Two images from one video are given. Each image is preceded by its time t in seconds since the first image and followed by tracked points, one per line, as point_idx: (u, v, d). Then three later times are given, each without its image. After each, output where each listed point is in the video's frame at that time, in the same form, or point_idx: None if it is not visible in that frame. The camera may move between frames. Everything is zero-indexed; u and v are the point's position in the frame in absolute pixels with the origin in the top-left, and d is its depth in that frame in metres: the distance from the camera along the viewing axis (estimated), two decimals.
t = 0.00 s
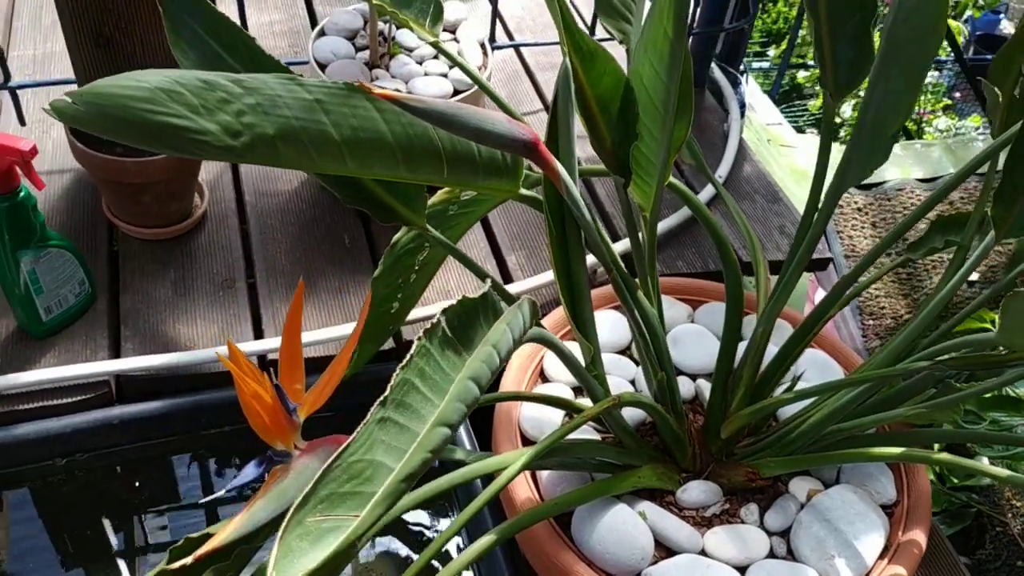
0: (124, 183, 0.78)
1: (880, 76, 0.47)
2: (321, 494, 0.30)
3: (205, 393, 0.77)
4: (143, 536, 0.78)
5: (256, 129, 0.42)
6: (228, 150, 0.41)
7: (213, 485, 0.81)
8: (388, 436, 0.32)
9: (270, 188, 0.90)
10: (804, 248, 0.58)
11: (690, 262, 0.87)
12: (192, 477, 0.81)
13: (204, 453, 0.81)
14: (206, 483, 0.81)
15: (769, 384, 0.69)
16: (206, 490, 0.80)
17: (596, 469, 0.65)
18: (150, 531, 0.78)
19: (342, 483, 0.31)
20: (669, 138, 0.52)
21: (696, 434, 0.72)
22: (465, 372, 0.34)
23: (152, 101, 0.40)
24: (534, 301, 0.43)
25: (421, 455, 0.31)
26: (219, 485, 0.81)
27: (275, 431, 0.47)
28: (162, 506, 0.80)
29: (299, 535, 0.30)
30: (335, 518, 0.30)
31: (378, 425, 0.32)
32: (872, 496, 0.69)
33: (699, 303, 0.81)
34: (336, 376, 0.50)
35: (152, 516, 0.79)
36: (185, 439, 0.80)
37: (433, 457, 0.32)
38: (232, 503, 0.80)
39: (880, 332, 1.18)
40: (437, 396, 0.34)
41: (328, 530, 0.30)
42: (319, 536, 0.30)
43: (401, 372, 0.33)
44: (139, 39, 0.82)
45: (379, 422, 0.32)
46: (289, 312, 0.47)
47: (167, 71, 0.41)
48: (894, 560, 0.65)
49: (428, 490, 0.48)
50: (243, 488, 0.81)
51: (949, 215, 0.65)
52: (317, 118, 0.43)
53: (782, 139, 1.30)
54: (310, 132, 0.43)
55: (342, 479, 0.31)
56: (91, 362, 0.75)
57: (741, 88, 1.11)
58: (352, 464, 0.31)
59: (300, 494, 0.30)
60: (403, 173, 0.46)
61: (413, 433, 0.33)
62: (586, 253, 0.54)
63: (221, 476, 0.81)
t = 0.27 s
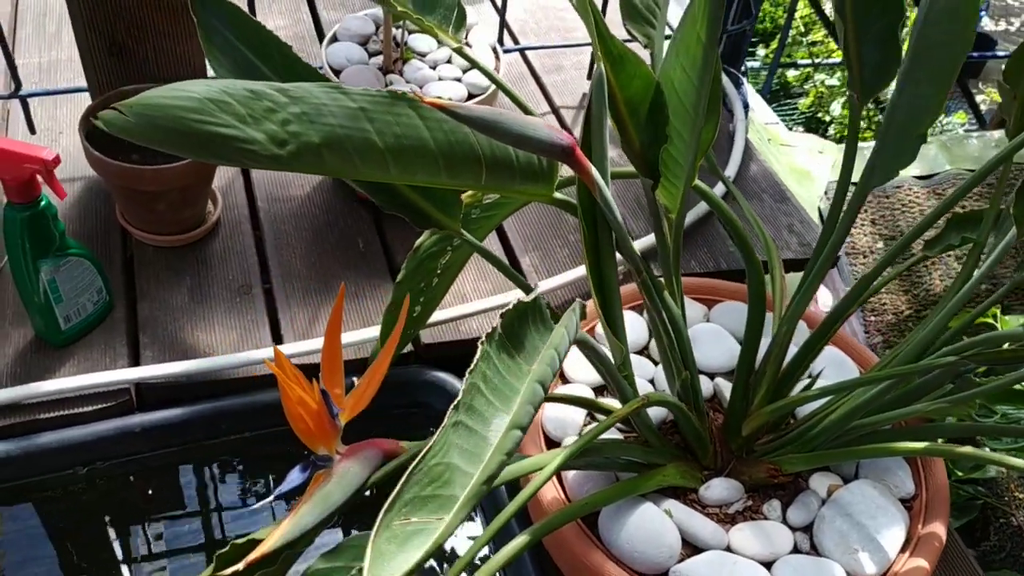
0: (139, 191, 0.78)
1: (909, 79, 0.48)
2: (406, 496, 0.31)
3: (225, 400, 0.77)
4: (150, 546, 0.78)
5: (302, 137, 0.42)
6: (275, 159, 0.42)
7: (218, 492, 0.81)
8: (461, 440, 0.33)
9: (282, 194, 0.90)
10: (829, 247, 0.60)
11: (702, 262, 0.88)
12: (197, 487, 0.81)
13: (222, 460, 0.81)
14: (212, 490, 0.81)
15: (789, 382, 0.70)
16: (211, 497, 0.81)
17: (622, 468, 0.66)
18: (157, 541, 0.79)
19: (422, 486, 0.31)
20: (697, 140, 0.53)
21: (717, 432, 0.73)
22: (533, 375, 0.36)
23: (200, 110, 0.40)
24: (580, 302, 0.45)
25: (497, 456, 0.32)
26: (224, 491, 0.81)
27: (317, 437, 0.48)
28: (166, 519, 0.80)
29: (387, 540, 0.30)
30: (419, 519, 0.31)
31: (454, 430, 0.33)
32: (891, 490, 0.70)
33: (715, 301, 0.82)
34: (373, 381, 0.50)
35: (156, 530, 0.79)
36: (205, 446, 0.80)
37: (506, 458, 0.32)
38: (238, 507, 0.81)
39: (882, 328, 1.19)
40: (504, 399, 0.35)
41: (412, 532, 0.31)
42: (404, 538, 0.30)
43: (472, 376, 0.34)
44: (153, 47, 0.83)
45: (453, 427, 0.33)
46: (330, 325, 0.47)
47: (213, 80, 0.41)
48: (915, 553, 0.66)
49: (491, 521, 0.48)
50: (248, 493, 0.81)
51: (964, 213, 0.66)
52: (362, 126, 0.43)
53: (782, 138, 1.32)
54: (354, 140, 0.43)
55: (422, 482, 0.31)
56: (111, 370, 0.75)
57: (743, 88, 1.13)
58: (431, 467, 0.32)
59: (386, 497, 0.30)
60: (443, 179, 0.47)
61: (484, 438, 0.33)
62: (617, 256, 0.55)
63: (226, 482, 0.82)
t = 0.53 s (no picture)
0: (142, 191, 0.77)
1: (914, 71, 0.49)
2: (449, 487, 0.32)
3: (233, 398, 0.77)
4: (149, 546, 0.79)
5: (323, 135, 0.42)
6: (296, 157, 0.42)
7: (217, 492, 0.82)
8: (498, 430, 0.34)
9: (283, 192, 0.91)
10: (835, 237, 0.61)
11: (702, 253, 0.89)
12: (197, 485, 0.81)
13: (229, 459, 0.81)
14: (211, 490, 0.82)
15: (793, 370, 0.70)
16: (210, 497, 0.82)
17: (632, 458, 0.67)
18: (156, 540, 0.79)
19: (463, 477, 0.32)
20: (706, 132, 0.54)
21: (723, 420, 0.74)
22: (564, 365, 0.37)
23: (222, 110, 0.40)
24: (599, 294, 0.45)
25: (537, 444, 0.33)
26: (223, 491, 0.82)
27: (338, 432, 0.48)
28: (164, 517, 0.80)
29: (433, 528, 0.32)
30: (461, 509, 0.32)
31: (491, 420, 0.34)
32: (895, 474, 0.71)
33: (716, 292, 0.83)
34: (392, 376, 0.50)
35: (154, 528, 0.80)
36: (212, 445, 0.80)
37: (543, 447, 0.33)
38: (236, 508, 0.82)
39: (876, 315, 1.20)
40: (537, 389, 0.36)
41: (458, 522, 0.32)
42: (451, 527, 0.32)
43: (506, 366, 0.35)
44: (152, 47, 0.83)
45: (491, 416, 0.34)
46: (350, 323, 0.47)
47: (234, 79, 0.41)
48: (921, 536, 0.67)
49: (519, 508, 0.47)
50: (246, 494, 0.82)
51: (964, 200, 0.67)
52: (381, 123, 0.44)
53: (774, 130, 1.33)
54: (373, 137, 0.44)
55: (465, 473, 0.32)
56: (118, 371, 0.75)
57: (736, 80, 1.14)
58: (472, 457, 0.33)
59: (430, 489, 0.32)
60: (460, 174, 0.48)
61: (520, 428, 0.34)
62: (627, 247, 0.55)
63: (225, 483, 0.82)
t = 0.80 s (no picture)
0: (143, 188, 0.77)
1: (917, 63, 0.50)
2: (476, 478, 0.32)
3: (238, 394, 0.78)
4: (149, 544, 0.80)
5: (335, 131, 0.43)
6: (308, 153, 0.42)
7: (217, 489, 0.82)
8: (522, 422, 0.34)
9: (284, 188, 0.91)
10: (837, 228, 0.62)
11: (702, 245, 0.89)
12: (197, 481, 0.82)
13: (234, 455, 0.82)
14: (212, 486, 0.82)
15: (796, 360, 0.71)
16: (210, 493, 0.82)
17: (637, 449, 0.67)
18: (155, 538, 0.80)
19: (490, 468, 0.33)
20: (711, 124, 0.54)
21: (726, 410, 0.75)
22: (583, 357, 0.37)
23: (237, 107, 0.41)
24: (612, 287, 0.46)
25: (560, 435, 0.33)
26: (223, 487, 0.82)
27: (352, 425, 0.48)
28: (163, 515, 0.81)
29: (462, 519, 0.32)
30: (490, 499, 0.33)
31: (514, 411, 0.34)
32: (897, 462, 0.72)
33: (717, 283, 0.83)
34: (403, 369, 0.51)
35: (154, 527, 0.81)
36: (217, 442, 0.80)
37: (566, 438, 0.34)
38: (236, 504, 0.82)
39: (871, 305, 1.21)
40: (557, 383, 0.36)
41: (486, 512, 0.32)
42: (479, 517, 0.32)
43: (527, 360, 0.35)
44: (152, 44, 0.83)
45: (516, 408, 0.34)
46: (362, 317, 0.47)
47: (247, 76, 0.41)
48: (924, 522, 0.68)
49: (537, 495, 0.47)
50: (246, 490, 0.83)
51: (963, 189, 0.68)
52: (393, 119, 0.44)
53: (768, 121, 1.34)
54: (386, 133, 0.44)
55: (490, 464, 0.33)
56: (123, 368, 0.75)
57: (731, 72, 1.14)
58: (498, 449, 0.33)
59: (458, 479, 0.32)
60: (470, 168, 0.48)
61: (542, 420, 0.35)
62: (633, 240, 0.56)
63: (225, 479, 0.82)
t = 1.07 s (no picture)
0: (146, 181, 0.77)
1: (922, 51, 0.50)
2: (497, 459, 0.33)
3: (242, 386, 0.78)
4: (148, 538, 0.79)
5: (346, 120, 0.43)
6: (320, 142, 0.42)
7: (217, 483, 0.82)
8: (541, 406, 0.34)
9: (285, 180, 0.91)
10: (841, 217, 0.62)
11: (703, 235, 0.90)
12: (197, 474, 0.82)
13: (237, 447, 0.82)
14: (211, 480, 0.82)
15: (799, 349, 0.71)
16: (210, 487, 0.82)
17: (642, 438, 0.68)
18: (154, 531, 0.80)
19: (509, 450, 0.33)
20: (717, 113, 0.55)
21: (729, 399, 0.75)
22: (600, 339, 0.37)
23: (249, 96, 0.41)
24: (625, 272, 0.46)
25: (579, 417, 0.34)
26: (222, 482, 0.83)
27: (362, 413, 0.49)
28: (162, 508, 0.81)
29: (484, 500, 0.32)
30: (510, 480, 0.33)
31: (533, 395, 0.34)
32: (899, 449, 0.72)
33: (719, 273, 0.84)
34: (414, 357, 0.51)
35: (152, 520, 0.80)
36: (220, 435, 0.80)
37: (586, 419, 0.34)
38: (235, 499, 0.83)
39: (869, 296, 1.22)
40: (575, 366, 0.37)
41: (506, 493, 0.33)
42: (500, 498, 0.32)
43: (545, 343, 0.36)
44: (152, 37, 0.82)
45: (535, 391, 0.35)
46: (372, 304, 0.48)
47: (258, 65, 0.42)
48: (926, 508, 0.69)
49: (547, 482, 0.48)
50: (245, 485, 0.83)
51: (964, 177, 0.68)
52: (403, 107, 0.44)
53: (765, 113, 1.34)
54: (397, 121, 0.44)
55: (510, 446, 0.33)
56: (127, 361, 0.75)
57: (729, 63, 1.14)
58: (518, 431, 0.33)
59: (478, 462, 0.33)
60: (479, 156, 0.48)
61: (560, 403, 0.35)
62: (639, 228, 0.56)
63: (224, 473, 0.83)
